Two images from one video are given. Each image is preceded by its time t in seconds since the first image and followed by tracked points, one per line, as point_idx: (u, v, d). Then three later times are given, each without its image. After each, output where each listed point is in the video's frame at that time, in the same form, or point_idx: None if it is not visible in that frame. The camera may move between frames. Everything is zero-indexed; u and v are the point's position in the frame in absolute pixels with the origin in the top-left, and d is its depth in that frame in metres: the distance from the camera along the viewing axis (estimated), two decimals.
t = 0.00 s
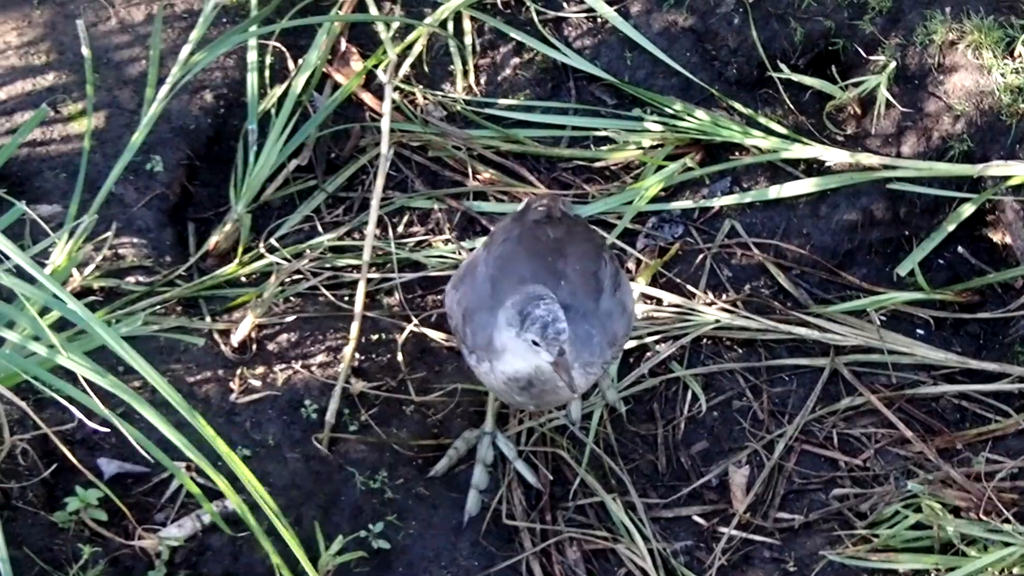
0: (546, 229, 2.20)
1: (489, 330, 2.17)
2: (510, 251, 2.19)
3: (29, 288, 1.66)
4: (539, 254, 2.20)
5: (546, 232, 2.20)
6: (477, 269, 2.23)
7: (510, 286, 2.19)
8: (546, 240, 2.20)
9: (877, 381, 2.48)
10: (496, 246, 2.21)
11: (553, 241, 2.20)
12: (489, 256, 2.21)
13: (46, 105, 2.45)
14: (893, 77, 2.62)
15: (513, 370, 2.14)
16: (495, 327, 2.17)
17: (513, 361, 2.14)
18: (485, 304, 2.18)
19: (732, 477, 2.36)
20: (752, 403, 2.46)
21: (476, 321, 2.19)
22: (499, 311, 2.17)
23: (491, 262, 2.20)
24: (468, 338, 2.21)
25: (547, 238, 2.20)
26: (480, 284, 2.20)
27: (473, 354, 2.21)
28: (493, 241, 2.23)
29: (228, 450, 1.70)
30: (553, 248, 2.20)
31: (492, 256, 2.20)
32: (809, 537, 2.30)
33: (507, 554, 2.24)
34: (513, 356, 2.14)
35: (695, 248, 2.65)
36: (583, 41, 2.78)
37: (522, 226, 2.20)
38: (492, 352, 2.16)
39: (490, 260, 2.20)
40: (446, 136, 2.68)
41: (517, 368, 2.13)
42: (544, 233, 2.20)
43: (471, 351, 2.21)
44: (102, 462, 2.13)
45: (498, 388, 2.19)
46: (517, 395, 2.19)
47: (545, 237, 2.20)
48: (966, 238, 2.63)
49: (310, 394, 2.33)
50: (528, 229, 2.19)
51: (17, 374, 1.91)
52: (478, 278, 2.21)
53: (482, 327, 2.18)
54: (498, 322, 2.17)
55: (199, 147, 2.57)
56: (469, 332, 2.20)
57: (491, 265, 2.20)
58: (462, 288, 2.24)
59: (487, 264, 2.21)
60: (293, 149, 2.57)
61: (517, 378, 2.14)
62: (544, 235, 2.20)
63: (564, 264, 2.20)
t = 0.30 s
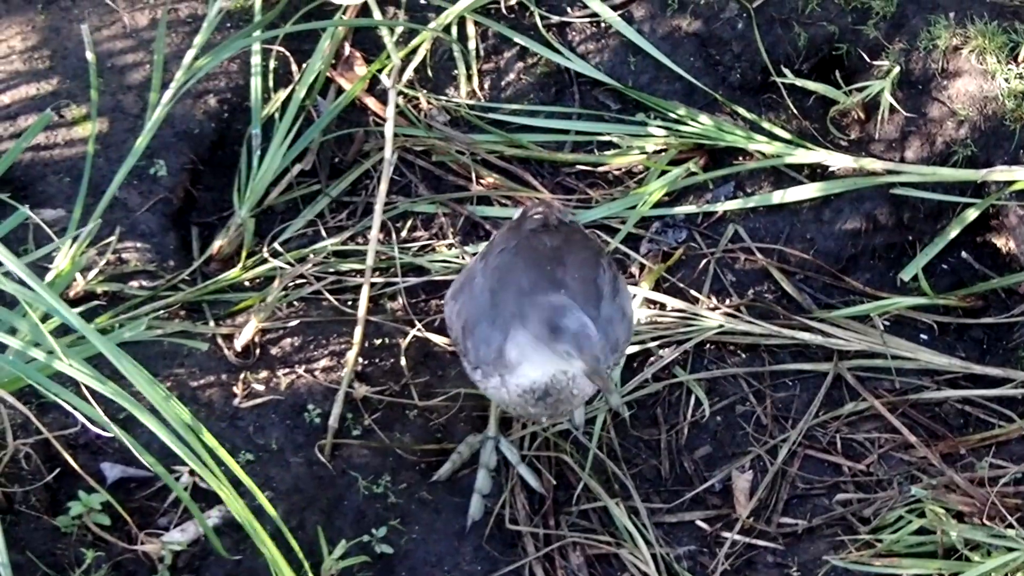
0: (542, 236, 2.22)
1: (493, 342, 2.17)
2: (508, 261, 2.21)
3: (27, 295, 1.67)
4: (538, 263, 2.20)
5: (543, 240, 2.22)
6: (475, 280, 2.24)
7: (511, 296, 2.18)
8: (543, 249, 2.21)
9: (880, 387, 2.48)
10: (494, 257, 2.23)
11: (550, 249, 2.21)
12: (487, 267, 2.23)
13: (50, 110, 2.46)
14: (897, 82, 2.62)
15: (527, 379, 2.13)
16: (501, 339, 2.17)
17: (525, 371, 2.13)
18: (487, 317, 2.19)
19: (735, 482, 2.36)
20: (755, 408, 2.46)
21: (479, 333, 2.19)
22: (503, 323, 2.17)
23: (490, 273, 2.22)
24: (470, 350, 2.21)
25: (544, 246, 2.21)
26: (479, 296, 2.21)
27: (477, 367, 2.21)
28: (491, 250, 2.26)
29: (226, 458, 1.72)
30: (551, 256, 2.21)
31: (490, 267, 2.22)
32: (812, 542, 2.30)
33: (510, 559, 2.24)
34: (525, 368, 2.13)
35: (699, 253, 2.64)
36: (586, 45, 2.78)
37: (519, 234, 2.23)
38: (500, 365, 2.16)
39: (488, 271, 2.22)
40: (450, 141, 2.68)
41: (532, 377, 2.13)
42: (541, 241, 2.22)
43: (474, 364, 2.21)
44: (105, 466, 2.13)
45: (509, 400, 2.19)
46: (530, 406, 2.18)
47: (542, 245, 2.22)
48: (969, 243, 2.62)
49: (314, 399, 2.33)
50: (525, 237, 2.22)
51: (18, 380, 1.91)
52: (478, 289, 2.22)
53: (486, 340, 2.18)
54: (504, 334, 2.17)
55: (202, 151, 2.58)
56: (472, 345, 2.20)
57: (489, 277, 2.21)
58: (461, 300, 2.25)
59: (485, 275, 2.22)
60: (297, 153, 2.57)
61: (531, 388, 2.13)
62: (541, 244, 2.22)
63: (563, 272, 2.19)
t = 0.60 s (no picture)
0: (526, 256, 2.22)
1: (484, 378, 2.16)
2: (493, 287, 2.19)
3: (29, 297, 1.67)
4: (524, 287, 2.18)
5: (527, 260, 2.21)
6: (461, 307, 2.23)
7: (499, 327, 2.17)
8: (529, 270, 2.20)
9: (882, 388, 2.48)
10: (480, 280, 2.22)
11: (534, 270, 2.20)
12: (473, 293, 2.22)
13: (52, 112, 2.46)
14: (898, 84, 2.62)
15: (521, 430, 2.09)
16: (492, 376, 2.15)
17: (518, 420, 2.09)
18: (476, 350, 2.17)
19: (737, 484, 2.36)
20: (757, 409, 2.46)
21: (470, 367, 2.18)
22: (493, 358, 2.16)
23: (476, 301, 2.20)
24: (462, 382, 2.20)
25: (528, 268, 2.20)
26: (467, 323, 2.20)
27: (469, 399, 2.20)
28: (475, 273, 2.25)
29: (237, 448, 1.72)
30: (536, 279, 2.19)
31: (476, 293, 2.21)
32: (814, 544, 2.30)
33: (511, 561, 2.24)
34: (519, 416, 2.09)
35: (700, 254, 2.64)
36: (587, 47, 2.79)
37: (502, 256, 2.23)
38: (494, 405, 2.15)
39: (474, 298, 2.21)
40: (451, 143, 2.68)
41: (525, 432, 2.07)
42: (525, 262, 2.21)
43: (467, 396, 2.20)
44: (107, 468, 2.13)
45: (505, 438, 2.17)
46: (531, 440, 2.17)
47: (526, 266, 2.20)
48: (971, 245, 2.62)
49: (315, 400, 2.33)
50: (508, 258, 2.22)
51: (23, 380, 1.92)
52: (465, 318, 2.21)
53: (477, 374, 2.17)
54: (495, 371, 2.15)
55: (203, 153, 2.58)
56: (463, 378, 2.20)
57: (476, 304, 2.20)
58: (449, 326, 2.25)
59: (472, 302, 2.21)
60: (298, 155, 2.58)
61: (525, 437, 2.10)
62: (525, 265, 2.21)
63: (549, 297, 2.18)
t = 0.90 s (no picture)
0: (500, 289, 2.11)
1: (468, 420, 2.15)
2: (468, 326, 2.10)
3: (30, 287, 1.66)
4: (499, 328, 2.08)
5: (501, 294, 2.10)
6: (439, 343, 2.14)
7: (477, 371, 2.10)
8: (503, 307, 2.09)
9: (881, 382, 2.47)
10: (454, 314, 2.12)
11: (508, 307, 2.09)
12: (448, 328, 2.12)
13: (51, 105, 2.46)
14: (897, 79, 2.64)
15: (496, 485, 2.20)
16: (474, 423, 2.15)
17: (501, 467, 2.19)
18: (458, 393, 2.13)
19: (736, 477, 2.38)
20: (756, 403, 2.45)
21: (452, 406, 2.16)
22: (475, 403, 2.13)
23: (451, 341, 2.11)
24: (446, 416, 2.18)
25: (502, 305, 2.09)
26: (444, 361, 2.13)
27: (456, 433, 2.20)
28: (450, 303, 2.15)
29: (237, 442, 1.71)
30: (510, 318, 2.09)
31: (451, 330, 2.12)
32: (812, 537, 2.34)
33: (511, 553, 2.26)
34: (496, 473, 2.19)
35: (701, 248, 2.63)
36: (588, 41, 2.77)
37: (476, 288, 2.12)
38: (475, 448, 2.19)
39: (449, 334, 2.12)
40: (452, 136, 2.68)
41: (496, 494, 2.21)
42: (499, 296, 2.10)
43: (454, 430, 2.19)
44: (107, 460, 2.14)
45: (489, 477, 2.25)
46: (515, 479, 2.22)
47: (500, 301, 2.10)
48: (970, 239, 2.61)
49: (315, 392, 2.35)
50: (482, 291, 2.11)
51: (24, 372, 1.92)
52: (442, 354, 2.13)
53: (461, 415, 2.15)
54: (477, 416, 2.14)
55: (203, 146, 2.56)
56: (448, 413, 2.17)
57: (451, 341, 2.11)
58: (428, 357, 2.18)
59: (448, 338, 2.12)
60: (298, 148, 2.58)
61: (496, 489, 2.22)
62: (499, 299, 2.10)
63: (526, 339, 2.08)
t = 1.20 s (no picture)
0: (482, 266, 2.02)
1: (450, 393, 2.10)
2: (450, 302, 2.02)
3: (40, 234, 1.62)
4: (479, 306, 2.00)
5: (482, 271, 2.02)
6: (425, 315, 2.08)
7: (456, 350, 2.03)
8: (484, 285, 2.01)
9: (886, 343, 2.46)
10: (441, 287, 2.05)
11: (490, 285, 2.01)
12: (433, 302, 2.06)
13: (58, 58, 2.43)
14: (908, 40, 2.60)
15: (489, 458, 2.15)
16: (458, 396, 2.08)
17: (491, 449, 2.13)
18: (439, 370, 2.07)
19: (739, 437, 2.39)
20: (760, 362, 2.45)
21: (435, 378, 2.11)
22: (455, 381, 2.07)
23: (434, 316, 2.04)
24: (431, 388, 2.14)
25: (483, 282, 2.01)
26: (429, 334, 2.07)
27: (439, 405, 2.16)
28: (439, 275, 2.08)
29: (246, 401, 1.66)
30: (491, 297, 2.00)
31: (435, 304, 2.05)
32: (816, 497, 2.35)
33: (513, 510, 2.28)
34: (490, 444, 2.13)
35: (707, 208, 2.62)
36: None
37: (462, 262, 2.05)
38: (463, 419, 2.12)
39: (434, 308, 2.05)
40: (459, 94, 2.64)
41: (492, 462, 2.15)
42: (482, 273, 2.02)
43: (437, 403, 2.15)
44: (112, 413, 2.14)
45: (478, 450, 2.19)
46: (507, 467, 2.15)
47: (482, 278, 2.02)
48: (979, 198, 2.58)
49: (320, 347, 2.36)
50: (466, 266, 2.04)
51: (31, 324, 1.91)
52: (427, 327, 2.07)
53: (443, 389, 2.10)
54: (459, 393, 2.08)
55: (211, 101, 2.54)
56: (432, 386, 2.13)
57: (434, 315, 2.05)
58: (415, 329, 2.13)
59: (432, 311, 2.06)
60: (305, 104, 2.53)
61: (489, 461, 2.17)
62: (482, 276, 2.02)
63: (504, 319, 2.00)
